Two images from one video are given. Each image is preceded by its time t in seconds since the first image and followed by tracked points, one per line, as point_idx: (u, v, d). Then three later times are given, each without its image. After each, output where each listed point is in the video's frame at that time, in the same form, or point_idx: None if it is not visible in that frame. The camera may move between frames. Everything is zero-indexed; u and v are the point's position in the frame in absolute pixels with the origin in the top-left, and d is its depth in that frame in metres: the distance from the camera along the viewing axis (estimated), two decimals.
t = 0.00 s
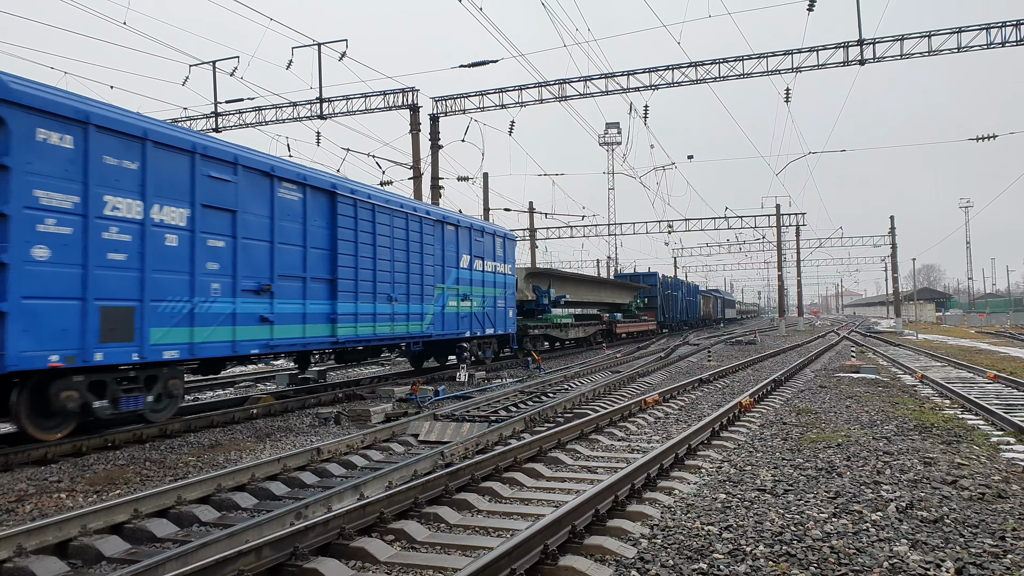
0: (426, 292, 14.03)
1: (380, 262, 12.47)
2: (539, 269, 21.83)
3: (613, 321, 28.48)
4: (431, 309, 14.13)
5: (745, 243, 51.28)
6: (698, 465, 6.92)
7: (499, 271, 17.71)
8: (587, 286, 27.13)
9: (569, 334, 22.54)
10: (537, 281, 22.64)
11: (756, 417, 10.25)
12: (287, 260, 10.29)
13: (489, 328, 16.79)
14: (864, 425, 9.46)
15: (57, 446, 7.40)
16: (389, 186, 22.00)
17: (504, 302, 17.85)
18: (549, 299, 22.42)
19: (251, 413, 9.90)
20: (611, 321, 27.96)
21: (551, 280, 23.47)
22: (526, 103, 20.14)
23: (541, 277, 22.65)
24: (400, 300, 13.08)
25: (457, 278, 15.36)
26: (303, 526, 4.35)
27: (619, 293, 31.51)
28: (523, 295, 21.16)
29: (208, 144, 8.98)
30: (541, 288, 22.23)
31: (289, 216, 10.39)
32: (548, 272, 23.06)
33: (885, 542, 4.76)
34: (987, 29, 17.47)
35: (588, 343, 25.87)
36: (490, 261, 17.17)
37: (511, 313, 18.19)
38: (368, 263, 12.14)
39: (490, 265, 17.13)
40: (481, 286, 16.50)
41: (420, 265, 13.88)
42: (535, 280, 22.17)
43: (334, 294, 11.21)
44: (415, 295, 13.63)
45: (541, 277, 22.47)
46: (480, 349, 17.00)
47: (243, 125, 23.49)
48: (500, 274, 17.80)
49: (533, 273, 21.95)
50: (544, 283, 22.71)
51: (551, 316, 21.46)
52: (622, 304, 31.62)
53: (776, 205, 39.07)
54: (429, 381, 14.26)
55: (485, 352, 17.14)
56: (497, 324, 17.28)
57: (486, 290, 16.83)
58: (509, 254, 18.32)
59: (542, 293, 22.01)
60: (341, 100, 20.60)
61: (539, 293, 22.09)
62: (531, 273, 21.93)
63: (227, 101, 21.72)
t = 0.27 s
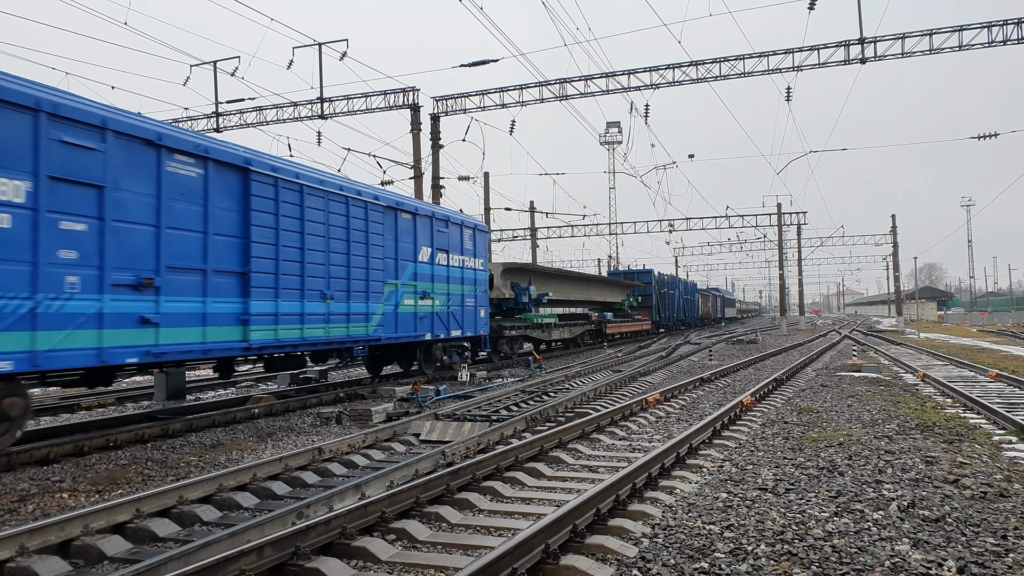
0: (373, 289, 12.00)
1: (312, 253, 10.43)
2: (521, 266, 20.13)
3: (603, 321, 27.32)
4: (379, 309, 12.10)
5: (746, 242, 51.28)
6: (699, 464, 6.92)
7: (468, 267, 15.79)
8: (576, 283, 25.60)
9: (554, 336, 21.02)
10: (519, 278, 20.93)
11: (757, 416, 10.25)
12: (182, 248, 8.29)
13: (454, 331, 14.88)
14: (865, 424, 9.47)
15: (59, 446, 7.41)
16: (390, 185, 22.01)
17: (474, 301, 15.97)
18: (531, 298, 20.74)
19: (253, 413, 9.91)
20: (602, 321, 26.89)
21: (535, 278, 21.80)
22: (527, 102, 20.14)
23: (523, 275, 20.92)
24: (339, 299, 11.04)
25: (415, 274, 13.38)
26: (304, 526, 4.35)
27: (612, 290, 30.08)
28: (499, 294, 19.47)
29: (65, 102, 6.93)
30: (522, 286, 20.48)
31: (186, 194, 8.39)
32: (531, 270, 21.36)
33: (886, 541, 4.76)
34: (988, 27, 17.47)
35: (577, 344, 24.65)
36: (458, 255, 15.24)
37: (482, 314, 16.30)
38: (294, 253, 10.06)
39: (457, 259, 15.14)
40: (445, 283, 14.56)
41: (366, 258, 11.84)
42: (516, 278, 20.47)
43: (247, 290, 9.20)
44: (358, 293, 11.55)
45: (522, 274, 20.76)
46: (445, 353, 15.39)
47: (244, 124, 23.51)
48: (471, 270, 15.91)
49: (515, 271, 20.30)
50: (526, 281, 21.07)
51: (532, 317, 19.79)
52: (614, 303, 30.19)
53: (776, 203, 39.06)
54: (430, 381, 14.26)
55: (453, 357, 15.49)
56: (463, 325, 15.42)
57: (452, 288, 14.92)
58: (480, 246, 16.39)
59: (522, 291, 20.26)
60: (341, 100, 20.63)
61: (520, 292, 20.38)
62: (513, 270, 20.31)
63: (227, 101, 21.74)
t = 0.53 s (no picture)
0: (299, 285, 10.37)
1: (213, 242, 8.83)
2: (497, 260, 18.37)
3: (591, 321, 25.92)
4: (307, 308, 10.48)
5: (748, 240, 51.25)
6: (700, 463, 6.92)
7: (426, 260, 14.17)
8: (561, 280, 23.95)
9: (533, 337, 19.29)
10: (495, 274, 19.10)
11: (759, 415, 10.25)
12: (22, 231, 6.62)
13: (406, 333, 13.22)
14: (867, 423, 9.47)
15: (61, 445, 7.43)
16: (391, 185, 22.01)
17: (433, 299, 14.32)
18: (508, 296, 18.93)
19: (254, 412, 9.92)
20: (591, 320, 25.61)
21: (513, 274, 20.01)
22: (528, 101, 20.15)
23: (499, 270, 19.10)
24: (251, 297, 9.43)
25: (356, 268, 11.75)
26: (306, 525, 4.36)
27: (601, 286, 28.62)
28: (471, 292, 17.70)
29: None
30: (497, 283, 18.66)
31: (27, 163, 6.71)
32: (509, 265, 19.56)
33: (888, 540, 4.75)
34: (989, 25, 17.47)
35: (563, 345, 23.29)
36: (412, 246, 13.59)
37: (444, 313, 14.69)
38: (190, 240, 8.48)
39: (413, 251, 13.60)
40: (395, 279, 12.89)
41: (290, 248, 10.22)
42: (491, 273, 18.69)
43: (127, 284, 7.67)
44: (279, 289, 9.96)
45: (498, 269, 18.95)
46: (404, 358, 13.76)
47: (245, 124, 23.53)
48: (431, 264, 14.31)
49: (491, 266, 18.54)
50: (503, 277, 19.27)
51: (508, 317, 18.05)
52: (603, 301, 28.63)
53: (778, 202, 39.06)
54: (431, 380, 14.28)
55: (409, 362, 13.86)
56: (420, 326, 13.79)
57: (406, 284, 13.30)
58: (442, 238, 14.83)
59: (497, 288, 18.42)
60: (343, 100, 20.66)
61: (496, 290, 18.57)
62: (488, 265, 18.52)
63: (229, 101, 21.78)
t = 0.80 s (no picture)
0: (197, 280, 8.56)
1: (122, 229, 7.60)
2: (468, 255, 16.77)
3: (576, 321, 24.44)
4: (206, 307, 8.64)
5: (749, 239, 51.20)
6: (702, 463, 6.92)
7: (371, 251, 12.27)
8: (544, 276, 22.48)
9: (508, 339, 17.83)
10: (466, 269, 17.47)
11: (760, 414, 10.24)
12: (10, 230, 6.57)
13: (345, 336, 11.35)
14: (868, 423, 9.45)
15: (63, 445, 7.45)
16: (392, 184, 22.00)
17: (381, 295, 12.44)
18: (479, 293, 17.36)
19: (256, 412, 9.94)
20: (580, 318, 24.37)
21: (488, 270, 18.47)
22: (529, 100, 20.14)
23: (470, 266, 17.48)
24: (124, 293, 7.58)
25: (276, 259, 9.87)
26: (308, 524, 4.37)
27: (588, 283, 27.31)
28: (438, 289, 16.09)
29: None
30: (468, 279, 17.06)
31: None
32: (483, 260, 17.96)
33: (890, 540, 4.75)
34: (992, 24, 17.41)
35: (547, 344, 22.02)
36: (354, 235, 11.68)
37: (396, 313, 12.90)
38: (35, 219, 6.73)
39: (357, 241, 11.74)
40: (329, 272, 10.98)
41: (181, 235, 8.40)
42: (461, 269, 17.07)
43: None
44: (166, 284, 8.11)
45: (470, 264, 17.32)
46: (348, 363, 11.97)
47: (247, 123, 23.52)
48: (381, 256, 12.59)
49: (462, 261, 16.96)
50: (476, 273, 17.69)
51: (479, 317, 16.55)
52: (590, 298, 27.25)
53: (780, 202, 39.01)
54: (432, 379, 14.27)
55: (354, 369, 12.12)
56: (364, 327, 11.96)
57: (346, 279, 11.40)
58: (394, 227, 12.95)
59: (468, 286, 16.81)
60: (344, 99, 20.66)
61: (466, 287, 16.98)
62: (458, 260, 16.91)
63: (230, 100, 21.76)
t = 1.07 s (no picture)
0: (39, 269, 6.60)
1: None
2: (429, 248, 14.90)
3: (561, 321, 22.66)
4: (52, 305, 6.69)
5: (751, 239, 51.19)
6: (703, 463, 6.92)
7: (292, 237, 10.09)
8: (523, 273, 20.66)
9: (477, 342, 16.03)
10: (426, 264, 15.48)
11: (762, 414, 10.25)
12: None
13: (260, 341, 9.46)
14: (870, 422, 9.46)
15: (65, 444, 7.47)
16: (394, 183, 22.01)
17: (312, 291, 10.56)
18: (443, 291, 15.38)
19: (258, 411, 9.96)
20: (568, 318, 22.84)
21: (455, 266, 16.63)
22: (531, 100, 20.15)
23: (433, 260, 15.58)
24: None
25: (161, 247, 7.99)
26: (310, 523, 4.38)
27: (576, 280, 25.35)
28: (392, 287, 14.18)
29: None
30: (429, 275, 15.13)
31: None
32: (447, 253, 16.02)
33: (890, 540, 4.76)
34: (994, 24, 17.42)
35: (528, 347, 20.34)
36: (276, 220, 9.81)
37: (332, 312, 11.05)
38: None
39: (279, 227, 9.85)
40: (238, 263, 9.08)
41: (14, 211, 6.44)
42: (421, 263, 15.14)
43: None
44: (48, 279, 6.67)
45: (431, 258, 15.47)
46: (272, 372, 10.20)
47: (249, 123, 23.55)
48: (290, 243, 10.06)
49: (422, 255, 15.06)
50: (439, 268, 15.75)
51: (441, 318, 14.70)
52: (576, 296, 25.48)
53: (782, 202, 39.02)
54: (434, 379, 14.29)
55: (275, 379, 10.35)
56: (288, 329, 10.09)
57: (262, 272, 9.48)
58: (330, 210, 11.04)
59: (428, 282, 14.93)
60: (346, 99, 20.69)
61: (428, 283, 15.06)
62: (418, 254, 15.01)
63: (232, 100, 21.79)
